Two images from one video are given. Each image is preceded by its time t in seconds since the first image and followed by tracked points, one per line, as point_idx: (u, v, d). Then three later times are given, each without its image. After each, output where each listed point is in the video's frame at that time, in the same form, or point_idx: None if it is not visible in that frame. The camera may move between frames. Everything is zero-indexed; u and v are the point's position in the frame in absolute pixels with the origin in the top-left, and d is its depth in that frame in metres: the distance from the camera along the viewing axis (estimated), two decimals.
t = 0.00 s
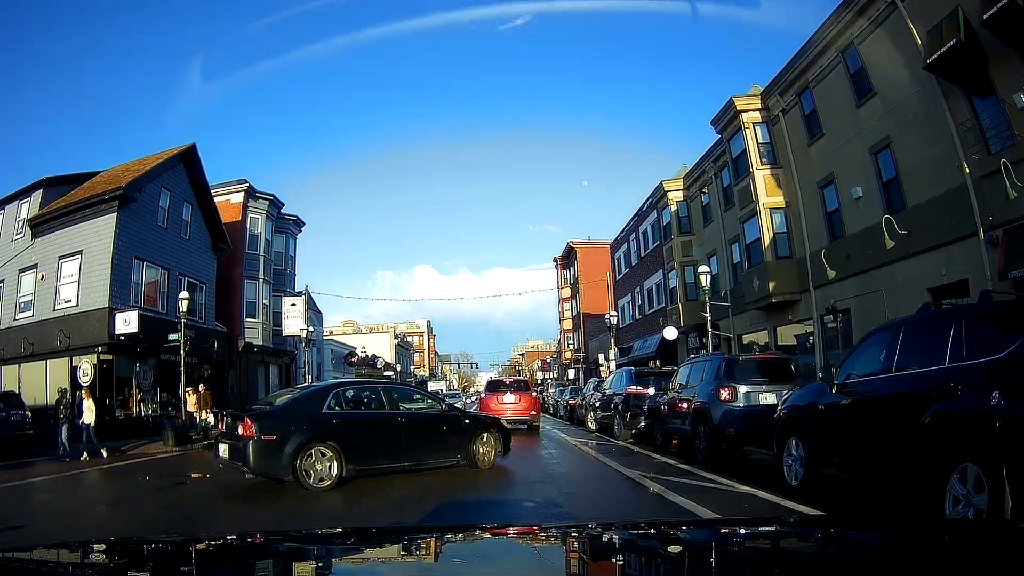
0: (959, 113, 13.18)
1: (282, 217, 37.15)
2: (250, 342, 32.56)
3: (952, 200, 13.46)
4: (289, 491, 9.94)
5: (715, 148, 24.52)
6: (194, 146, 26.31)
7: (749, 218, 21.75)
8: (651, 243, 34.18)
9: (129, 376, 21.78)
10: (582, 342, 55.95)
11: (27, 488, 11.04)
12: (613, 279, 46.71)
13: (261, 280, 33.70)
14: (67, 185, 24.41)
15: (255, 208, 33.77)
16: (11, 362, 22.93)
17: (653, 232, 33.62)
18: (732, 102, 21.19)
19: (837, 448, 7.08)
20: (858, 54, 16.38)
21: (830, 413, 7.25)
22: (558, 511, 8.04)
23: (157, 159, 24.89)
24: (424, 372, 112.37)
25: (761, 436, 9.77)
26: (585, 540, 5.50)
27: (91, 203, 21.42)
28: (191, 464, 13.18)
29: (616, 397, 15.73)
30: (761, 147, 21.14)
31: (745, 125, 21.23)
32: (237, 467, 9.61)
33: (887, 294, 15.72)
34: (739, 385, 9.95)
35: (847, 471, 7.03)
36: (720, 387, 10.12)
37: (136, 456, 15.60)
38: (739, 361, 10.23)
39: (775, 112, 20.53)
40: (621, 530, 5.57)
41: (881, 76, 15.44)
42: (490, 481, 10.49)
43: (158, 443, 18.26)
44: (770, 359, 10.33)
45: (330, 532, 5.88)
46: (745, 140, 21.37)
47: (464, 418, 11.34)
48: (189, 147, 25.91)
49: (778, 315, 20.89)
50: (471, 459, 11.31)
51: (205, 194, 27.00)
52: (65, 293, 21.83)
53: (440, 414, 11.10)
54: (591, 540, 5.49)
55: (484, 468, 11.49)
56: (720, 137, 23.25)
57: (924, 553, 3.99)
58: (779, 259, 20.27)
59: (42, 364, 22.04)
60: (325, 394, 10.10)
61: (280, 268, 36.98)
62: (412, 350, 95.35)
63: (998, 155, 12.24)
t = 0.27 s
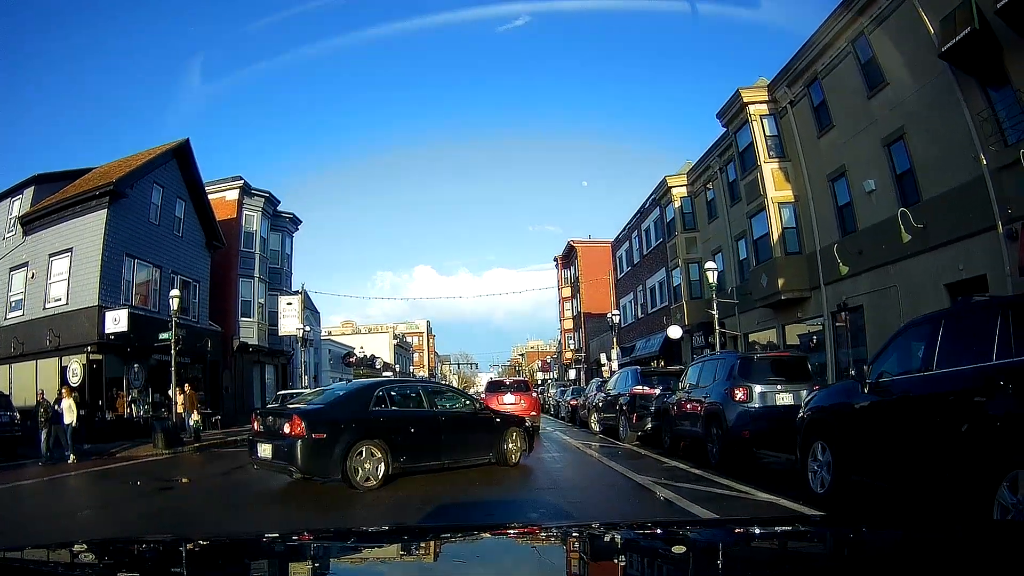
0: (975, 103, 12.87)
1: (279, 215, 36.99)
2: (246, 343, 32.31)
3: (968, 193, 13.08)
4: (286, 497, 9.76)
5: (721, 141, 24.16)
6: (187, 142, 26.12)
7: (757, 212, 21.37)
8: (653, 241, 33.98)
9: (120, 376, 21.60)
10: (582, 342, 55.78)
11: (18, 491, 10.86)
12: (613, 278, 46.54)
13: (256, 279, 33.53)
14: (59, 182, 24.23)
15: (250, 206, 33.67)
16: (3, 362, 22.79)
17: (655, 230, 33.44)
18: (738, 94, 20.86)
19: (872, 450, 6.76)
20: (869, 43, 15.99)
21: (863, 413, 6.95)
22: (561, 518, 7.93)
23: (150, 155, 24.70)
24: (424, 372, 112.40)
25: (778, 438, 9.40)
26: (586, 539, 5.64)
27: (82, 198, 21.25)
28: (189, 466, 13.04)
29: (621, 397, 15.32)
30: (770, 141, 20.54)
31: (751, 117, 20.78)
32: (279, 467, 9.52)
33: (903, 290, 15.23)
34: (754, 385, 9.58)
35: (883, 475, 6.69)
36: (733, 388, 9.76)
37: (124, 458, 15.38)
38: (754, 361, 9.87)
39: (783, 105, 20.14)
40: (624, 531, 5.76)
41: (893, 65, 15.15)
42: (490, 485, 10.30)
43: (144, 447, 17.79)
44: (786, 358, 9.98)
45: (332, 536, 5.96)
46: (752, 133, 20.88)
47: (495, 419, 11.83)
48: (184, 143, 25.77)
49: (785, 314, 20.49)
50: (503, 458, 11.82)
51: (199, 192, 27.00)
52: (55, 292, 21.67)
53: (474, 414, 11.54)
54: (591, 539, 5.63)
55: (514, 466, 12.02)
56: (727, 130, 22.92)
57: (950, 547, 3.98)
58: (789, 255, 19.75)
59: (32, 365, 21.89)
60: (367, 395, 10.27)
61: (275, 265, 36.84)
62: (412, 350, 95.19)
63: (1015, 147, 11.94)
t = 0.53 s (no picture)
0: (988, 95, 12.69)
1: (275, 213, 36.85)
2: (242, 342, 32.16)
3: (983, 186, 12.85)
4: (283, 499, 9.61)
5: (726, 136, 23.96)
6: (182, 137, 25.97)
7: (764, 208, 21.14)
8: (656, 238, 33.83)
9: (112, 376, 21.44)
10: (583, 341, 55.71)
11: (13, 492, 10.76)
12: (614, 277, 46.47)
13: (253, 277, 33.35)
14: (54, 180, 24.10)
15: (246, 203, 33.53)
16: None
17: (658, 227, 33.30)
18: (744, 87, 20.64)
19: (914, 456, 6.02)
20: (878, 36, 15.84)
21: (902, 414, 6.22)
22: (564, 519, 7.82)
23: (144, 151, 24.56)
24: (424, 372, 112.45)
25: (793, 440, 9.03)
26: (587, 539, 5.57)
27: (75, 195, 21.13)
28: (186, 468, 12.86)
29: (625, 397, 15.13)
30: (777, 134, 20.38)
31: (757, 111, 20.52)
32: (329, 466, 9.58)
33: (917, 287, 14.87)
34: (769, 385, 9.24)
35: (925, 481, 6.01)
36: (745, 388, 9.41)
37: (116, 460, 15.25)
38: (770, 360, 9.53)
39: (790, 97, 19.89)
40: (627, 532, 5.66)
41: (904, 56, 14.94)
42: (493, 488, 10.13)
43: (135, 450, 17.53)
44: (803, 357, 9.64)
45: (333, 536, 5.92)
46: (758, 126, 20.69)
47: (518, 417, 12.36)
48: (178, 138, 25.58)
49: (792, 312, 20.27)
50: (525, 455, 12.37)
51: (194, 189, 26.87)
52: (47, 291, 21.54)
53: (501, 413, 12.02)
54: (593, 538, 5.55)
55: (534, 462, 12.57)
56: (732, 123, 22.71)
57: (924, 555, 4.14)
58: (796, 251, 19.52)
59: (24, 364, 21.77)
60: (411, 395, 10.55)
61: (271, 264, 36.67)
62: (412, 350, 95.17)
63: None
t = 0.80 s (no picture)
0: (1000, 87, 12.56)
1: (273, 211, 36.71)
2: (238, 342, 32.03)
3: (996, 181, 12.66)
4: (281, 501, 9.48)
5: (731, 132, 23.81)
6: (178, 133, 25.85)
7: (771, 204, 20.96)
8: (659, 236, 33.70)
9: (106, 376, 21.29)
10: (585, 341, 55.60)
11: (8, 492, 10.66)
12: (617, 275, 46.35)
13: (249, 276, 33.29)
14: (48, 177, 23.97)
15: (244, 200, 33.39)
16: None
17: (661, 225, 33.16)
18: (750, 80, 20.51)
19: (941, 464, 5.58)
20: (887, 29, 15.73)
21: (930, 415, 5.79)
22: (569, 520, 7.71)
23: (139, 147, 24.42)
24: (424, 372, 112.43)
25: (808, 441, 8.81)
26: (589, 539, 5.44)
27: (67, 192, 20.98)
28: (183, 470, 12.68)
29: (630, 398, 14.95)
30: (784, 128, 20.24)
31: (764, 105, 20.38)
32: (375, 463, 9.78)
33: (930, 284, 14.63)
34: (783, 385, 8.99)
35: (955, 490, 5.54)
36: (760, 388, 9.15)
37: (109, 462, 15.07)
38: (784, 358, 9.28)
39: (797, 91, 19.75)
40: (631, 531, 5.53)
41: (914, 48, 14.77)
42: (496, 489, 9.95)
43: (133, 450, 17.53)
44: (818, 355, 9.39)
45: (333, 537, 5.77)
46: (765, 120, 20.53)
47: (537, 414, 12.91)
48: (173, 134, 25.42)
49: (800, 310, 20.12)
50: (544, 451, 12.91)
51: (190, 187, 26.76)
52: (40, 289, 21.43)
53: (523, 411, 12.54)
54: (594, 538, 5.42)
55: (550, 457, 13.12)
56: (738, 118, 22.59)
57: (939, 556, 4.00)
58: (805, 248, 19.33)
59: (17, 363, 21.66)
60: (449, 393, 10.93)
61: (270, 264, 36.54)
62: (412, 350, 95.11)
63: None
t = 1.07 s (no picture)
0: (1011, 81, 12.47)
1: (272, 209, 36.57)
2: (236, 341, 31.98)
3: (1008, 176, 12.54)
4: (278, 503, 9.38)
5: (735, 128, 23.69)
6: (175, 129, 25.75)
7: (777, 200, 20.85)
8: (662, 234, 33.59)
9: (99, 376, 21.16)
10: (586, 341, 55.56)
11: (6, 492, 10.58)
12: (619, 275, 46.32)
13: (246, 275, 33.22)
14: (43, 174, 23.87)
15: (241, 198, 33.28)
16: None
17: (664, 223, 33.06)
18: (755, 75, 20.38)
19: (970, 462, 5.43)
20: (895, 24, 15.63)
21: (960, 415, 5.56)
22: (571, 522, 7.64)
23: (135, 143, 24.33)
24: (424, 372, 112.53)
25: (822, 442, 8.67)
26: (590, 538, 5.33)
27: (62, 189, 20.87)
28: (180, 470, 12.57)
29: (635, 398, 14.78)
30: (790, 124, 20.13)
31: (770, 100, 20.25)
32: (418, 460, 10.05)
33: (940, 282, 14.48)
34: (796, 384, 8.84)
35: None
36: (773, 387, 8.98)
37: (101, 463, 14.99)
38: (796, 357, 9.12)
39: (803, 86, 19.64)
40: (635, 531, 5.42)
41: (923, 41, 14.66)
42: (499, 490, 9.85)
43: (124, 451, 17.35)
44: (831, 354, 9.22)
45: (333, 537, 5.66)
46: (770, 115, 20.40)
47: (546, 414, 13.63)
48: (168, 130, 25.29)
49: (806, 309, 20.03)
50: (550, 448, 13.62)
51: (186, 184, 26.71)
52: (34, 287, 21.35)
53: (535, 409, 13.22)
54: (595, 539, 5.31)
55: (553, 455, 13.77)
56: (743, 113, 22.49)
57: (958, 560, 3.88)
58: (812, 245, 19.20)
59: (11, 363, 21.58)
60: (479, 392, 11.41)
61: (268, 263, 36.44)
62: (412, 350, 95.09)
63: None
